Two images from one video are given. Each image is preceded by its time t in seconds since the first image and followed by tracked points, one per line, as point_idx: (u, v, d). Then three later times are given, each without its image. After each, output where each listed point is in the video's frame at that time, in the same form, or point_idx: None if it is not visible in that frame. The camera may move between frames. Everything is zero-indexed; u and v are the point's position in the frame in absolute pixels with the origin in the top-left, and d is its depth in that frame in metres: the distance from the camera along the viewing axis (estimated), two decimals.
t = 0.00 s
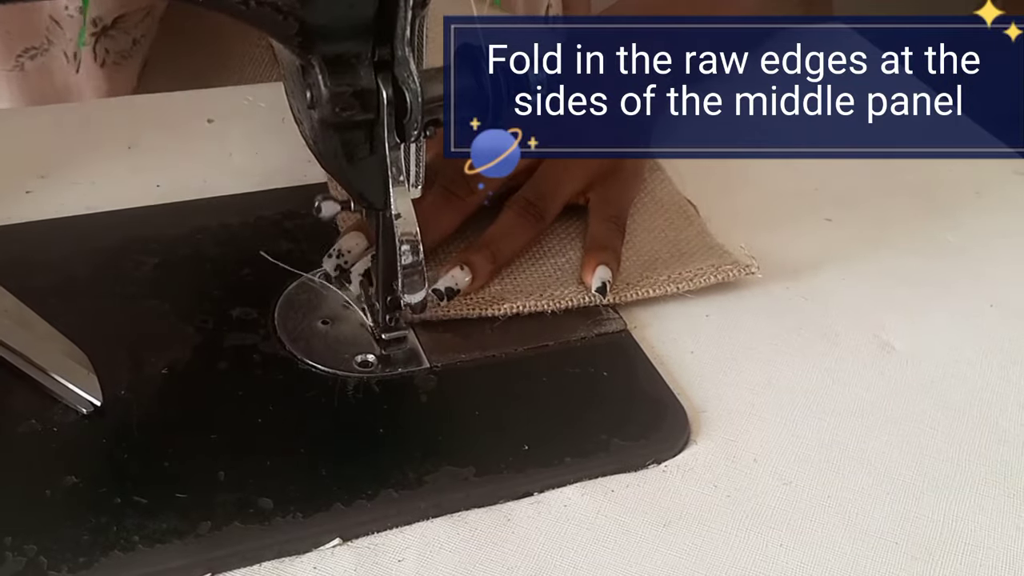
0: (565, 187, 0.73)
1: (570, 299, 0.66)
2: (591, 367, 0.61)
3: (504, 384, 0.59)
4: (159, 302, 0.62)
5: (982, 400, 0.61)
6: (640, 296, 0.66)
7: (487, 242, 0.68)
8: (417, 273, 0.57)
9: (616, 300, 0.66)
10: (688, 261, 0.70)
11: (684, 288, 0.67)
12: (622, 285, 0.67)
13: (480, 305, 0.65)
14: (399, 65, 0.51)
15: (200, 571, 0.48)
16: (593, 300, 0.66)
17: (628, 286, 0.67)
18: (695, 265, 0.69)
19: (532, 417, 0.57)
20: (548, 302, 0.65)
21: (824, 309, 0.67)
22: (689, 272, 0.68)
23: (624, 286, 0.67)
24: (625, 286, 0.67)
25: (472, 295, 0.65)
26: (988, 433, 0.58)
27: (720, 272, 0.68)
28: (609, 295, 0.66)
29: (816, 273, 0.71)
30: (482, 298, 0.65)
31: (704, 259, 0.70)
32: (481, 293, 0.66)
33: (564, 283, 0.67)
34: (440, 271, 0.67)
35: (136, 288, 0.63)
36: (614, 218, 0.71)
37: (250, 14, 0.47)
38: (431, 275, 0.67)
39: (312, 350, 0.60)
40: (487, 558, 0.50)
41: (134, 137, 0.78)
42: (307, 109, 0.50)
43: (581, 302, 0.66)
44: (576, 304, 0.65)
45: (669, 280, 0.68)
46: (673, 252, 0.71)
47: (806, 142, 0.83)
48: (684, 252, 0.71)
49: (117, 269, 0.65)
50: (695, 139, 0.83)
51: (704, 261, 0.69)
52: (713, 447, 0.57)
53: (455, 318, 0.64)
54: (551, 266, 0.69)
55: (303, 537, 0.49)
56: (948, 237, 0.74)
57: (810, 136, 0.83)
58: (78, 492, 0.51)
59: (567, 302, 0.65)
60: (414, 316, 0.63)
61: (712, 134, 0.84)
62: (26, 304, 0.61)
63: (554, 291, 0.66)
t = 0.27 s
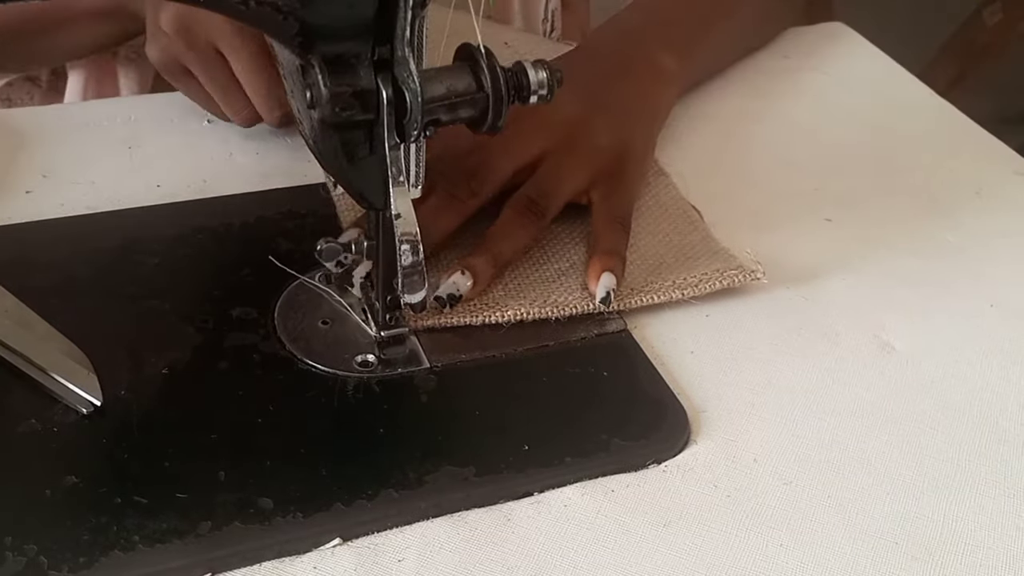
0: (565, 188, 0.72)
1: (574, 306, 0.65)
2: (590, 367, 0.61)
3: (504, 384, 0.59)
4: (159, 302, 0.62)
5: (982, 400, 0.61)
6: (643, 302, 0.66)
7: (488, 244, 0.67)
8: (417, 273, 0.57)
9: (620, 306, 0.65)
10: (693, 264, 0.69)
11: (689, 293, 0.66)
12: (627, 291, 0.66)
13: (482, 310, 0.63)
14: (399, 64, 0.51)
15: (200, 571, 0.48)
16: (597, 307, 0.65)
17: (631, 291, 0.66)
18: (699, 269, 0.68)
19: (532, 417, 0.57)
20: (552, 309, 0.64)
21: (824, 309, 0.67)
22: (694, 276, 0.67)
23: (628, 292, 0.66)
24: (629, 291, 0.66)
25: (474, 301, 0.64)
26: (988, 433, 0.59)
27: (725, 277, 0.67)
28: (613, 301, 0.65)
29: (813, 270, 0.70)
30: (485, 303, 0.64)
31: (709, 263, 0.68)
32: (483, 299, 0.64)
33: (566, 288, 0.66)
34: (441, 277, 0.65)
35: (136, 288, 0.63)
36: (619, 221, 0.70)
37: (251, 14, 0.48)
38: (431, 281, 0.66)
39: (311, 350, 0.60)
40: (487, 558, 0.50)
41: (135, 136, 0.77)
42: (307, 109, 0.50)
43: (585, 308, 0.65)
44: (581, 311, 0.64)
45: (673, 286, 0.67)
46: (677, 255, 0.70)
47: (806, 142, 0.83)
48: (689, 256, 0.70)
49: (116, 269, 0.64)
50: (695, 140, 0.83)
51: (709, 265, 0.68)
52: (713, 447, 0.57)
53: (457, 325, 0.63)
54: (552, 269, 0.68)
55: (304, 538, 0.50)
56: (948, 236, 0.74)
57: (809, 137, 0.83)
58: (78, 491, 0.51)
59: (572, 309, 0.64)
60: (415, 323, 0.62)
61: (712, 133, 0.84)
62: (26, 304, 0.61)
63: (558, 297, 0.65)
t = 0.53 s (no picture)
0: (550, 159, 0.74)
1: (573, 305, 0.64)
2: (590, 367, 0.61)
3: (504, 383, 0.59)
4: (160, 302, 0.62)
5: (982, 400, 0.61)
6: (644, 303, 0.65)
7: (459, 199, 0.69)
8: (417, 273, 0.56)
9: (619, 306, 0.65)
10: (693, 264, 0.68)
11: (689, 293, 0.66)
12: (627, 290, 0.66)
13: (481, 309, 0.63)
14: (400, 64, 0.51)
15: (200, 571, 0.48)
16: (597, 306, 0.64)
17: (632, 291, 0.66)
18: (699, 269, 0.68)
19: (532, 417, 0.57)
20: (552, 309, 0.64)
21: (823, 309, 0.67)
22: (694, 276, 0.67)
23: (628, 291, 0.66)
24: (630, 290, 0.66)
25: (473, 299, 0.64)
26: (989, 433, 0.59)
27: (725, 278, 0.67)
28: (613, 301, 0.65)
29: (812, 270, 0.70)
30: (483, 302, 0.64)
31: (709, 263, 0.68)
32: (482, 297, 0.64)
33: (565, 285, 0.66)
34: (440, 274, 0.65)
35: (136, 288, 0.63)
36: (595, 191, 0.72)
37: (251, 14, 0.48)
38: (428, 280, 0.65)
39: (312, 350, 0.60)
40: (487, 558, 0.50)
41: (135, 136, 0.77)
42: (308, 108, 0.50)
43: (584, 307, 0.64)
44: (581, 310, 0.64)
45: (674, 286, 0.66)
46: (677, 254, 0.69)
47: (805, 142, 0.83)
48: (688, 255, 0.69)
49: (116, 269, 0.64)
50: (691, 133, 0.83)
51: (708, 265, 0.68)
52: (713, 447, 0.57)
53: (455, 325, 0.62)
54: (551, 265, 0.68)
55: (304, 537, 0.50)
56: (948, 237, 0.74)
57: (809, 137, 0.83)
58: (79, 491, 0.51)
59: (572, 309, 0.64)
60: (413, 323, 0.62)
61: (712, 131, 0.83)
62: (26, 304, 0.61)
63: (556, 295, 0.65)
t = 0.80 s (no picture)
0: (553, 158, 0.75)
1: (577, 312, 0.63)
2: (590, 367, 0.61)
3: (504, 383, 0.59)
4: (159, 302, 0.62)
5: (982, 400, 0.61)
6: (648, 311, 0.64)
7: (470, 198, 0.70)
8: (416, 273, 0.57)
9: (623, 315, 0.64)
10: (698, 272, 0.67)
11: (694, 302, 0.65)
12: (632, 299, 0.65)
13: (484, 317, 0.62)
14: (399, 64, 0.51)
15: (200, 571, 0.48)
16: (601, 315, 0.64)
17: (637, 299, 0.65)
18: (704, 276, 0.67)
19: (531, 416, 0.57)
20: (556, 317, 0.63)
21: (822, 308, 0.67)
22: (698, 283, 0.66)
23: (632, 299, 0.65)
24: (634, 299, 0.65)
25: (476, 308, 0.63)
26: (988, 433, 0.59)
27: (731, 286, 0.66)
28: (617, 309, 0.64)
29: (812, 270, 0.70)
30: (486, 310, 0.63)
31: (713, 270, 0.67)
32: (484, 305, 0.64)
33: (567, 293, 0.65)
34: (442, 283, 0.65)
35: (136, 288, 0.63)
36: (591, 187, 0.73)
37: (250, 14, 0.48)
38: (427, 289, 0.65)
39: (311, 350, 0.60)
40: (487, 558, 0.50)
41: (135, 136, 0.77)
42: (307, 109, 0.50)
43: (589, 316, 0.63)
44: (586, 318, 0.63)
45: (679, 294, 0.65)
46: (681, 262, 0.68)
47: (805, 143, 0.83)
48: (694, 262, 0.68)
49: (116, 268, 0.64)
50: (692, 132, 0.83)
51: (713, 273, 0.67)
52: (713, 447, 0.57)
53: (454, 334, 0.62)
54: (554, 273, 0.67)
55: (303, 537, 0.50)
56: (948, 236, 0.74)
57: (809, 137, 0.83)
58: (78, 491, 0.51)
59: (577, 316, 0.63)
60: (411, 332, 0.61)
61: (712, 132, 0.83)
62: (26, 304, 0.61)
63: (557, 302, 0.64)
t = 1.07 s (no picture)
0: (558, 173, 0.74)
1: (590, 331, 0.62)
2: (591, 367, 0.61)
3: (503, 382, 0.59)
4: (158, 302, 0.62)
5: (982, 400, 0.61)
6: (662, 330, 0.63)
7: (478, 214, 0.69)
8: (416, 273, 0.57)
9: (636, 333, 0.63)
10: (710, 287, 0.66)
11: (708, 320, 0.64)
12: (644, 316, 0.63)
13: (495, 338, 0.61)
14: (399, 64, 0.51)
15: (199, 571, 0.48)
16: (614, 332, 0.62)
17: (650, 317, 0.63)
18: (717, 292, 0.66)
19: (531, 416, 0.57)
20: (569, 337, 0.62)
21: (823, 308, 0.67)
22: (711, 300, 0.65)
23: (645, 316, 0.63)
24: (647, 316, 0.63)
25: (487, 327, 0.61)
26: (989, 433, 0.59)
27: (744, 304, 0.65)
28: (630, 328, 0.63)
29: (811, 270, 0.70)
30: (497, 330, 0.61)
31: (726, 287, 0.66)
32: (495, 323, 0.62)
33: (579, 309, 0.64)
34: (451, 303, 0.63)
35: (135, 287, 0.63)
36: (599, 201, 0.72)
37: (249, 14, 0.48)
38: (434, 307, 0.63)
39: (311, 350, 0.60)
40: (487, 558, 0.50)
41: (134, 136, 0.77)
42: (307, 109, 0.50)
43: (602, 335, 0.62)
44: (598, 337, 0.62)
45: (692, 312, 0.64)
46: (694, 278, 0.67)
47: (805, 143, 0.83)
48: (706, 279, 0.67)
49: (115, 268, 0.64)
50: (691, 139, 0.83)
51: (726, 289, 0.66)
52: (713, 447, 0.57)
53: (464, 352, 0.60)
54: (565, 289, 0.66)
55: (303, 538, 0.50)
56: (947, 236, 0.74)
57: (809, 137, 0.83)
58: (78, 492, 0.51)
59: (589, 336, 0.62)
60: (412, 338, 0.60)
61: (713, 132, 0.83)
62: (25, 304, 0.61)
63: (570, 319, 0.63)
